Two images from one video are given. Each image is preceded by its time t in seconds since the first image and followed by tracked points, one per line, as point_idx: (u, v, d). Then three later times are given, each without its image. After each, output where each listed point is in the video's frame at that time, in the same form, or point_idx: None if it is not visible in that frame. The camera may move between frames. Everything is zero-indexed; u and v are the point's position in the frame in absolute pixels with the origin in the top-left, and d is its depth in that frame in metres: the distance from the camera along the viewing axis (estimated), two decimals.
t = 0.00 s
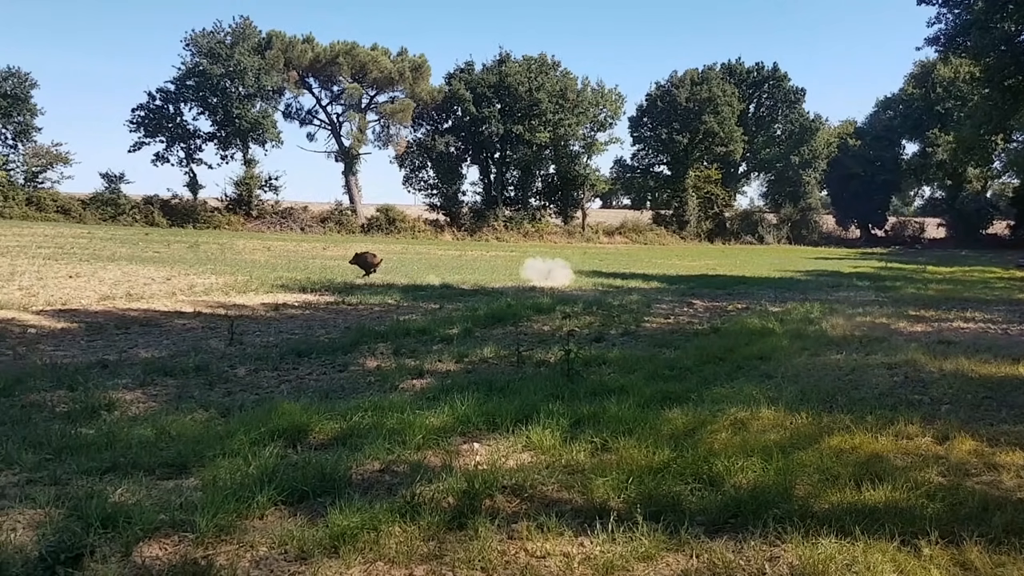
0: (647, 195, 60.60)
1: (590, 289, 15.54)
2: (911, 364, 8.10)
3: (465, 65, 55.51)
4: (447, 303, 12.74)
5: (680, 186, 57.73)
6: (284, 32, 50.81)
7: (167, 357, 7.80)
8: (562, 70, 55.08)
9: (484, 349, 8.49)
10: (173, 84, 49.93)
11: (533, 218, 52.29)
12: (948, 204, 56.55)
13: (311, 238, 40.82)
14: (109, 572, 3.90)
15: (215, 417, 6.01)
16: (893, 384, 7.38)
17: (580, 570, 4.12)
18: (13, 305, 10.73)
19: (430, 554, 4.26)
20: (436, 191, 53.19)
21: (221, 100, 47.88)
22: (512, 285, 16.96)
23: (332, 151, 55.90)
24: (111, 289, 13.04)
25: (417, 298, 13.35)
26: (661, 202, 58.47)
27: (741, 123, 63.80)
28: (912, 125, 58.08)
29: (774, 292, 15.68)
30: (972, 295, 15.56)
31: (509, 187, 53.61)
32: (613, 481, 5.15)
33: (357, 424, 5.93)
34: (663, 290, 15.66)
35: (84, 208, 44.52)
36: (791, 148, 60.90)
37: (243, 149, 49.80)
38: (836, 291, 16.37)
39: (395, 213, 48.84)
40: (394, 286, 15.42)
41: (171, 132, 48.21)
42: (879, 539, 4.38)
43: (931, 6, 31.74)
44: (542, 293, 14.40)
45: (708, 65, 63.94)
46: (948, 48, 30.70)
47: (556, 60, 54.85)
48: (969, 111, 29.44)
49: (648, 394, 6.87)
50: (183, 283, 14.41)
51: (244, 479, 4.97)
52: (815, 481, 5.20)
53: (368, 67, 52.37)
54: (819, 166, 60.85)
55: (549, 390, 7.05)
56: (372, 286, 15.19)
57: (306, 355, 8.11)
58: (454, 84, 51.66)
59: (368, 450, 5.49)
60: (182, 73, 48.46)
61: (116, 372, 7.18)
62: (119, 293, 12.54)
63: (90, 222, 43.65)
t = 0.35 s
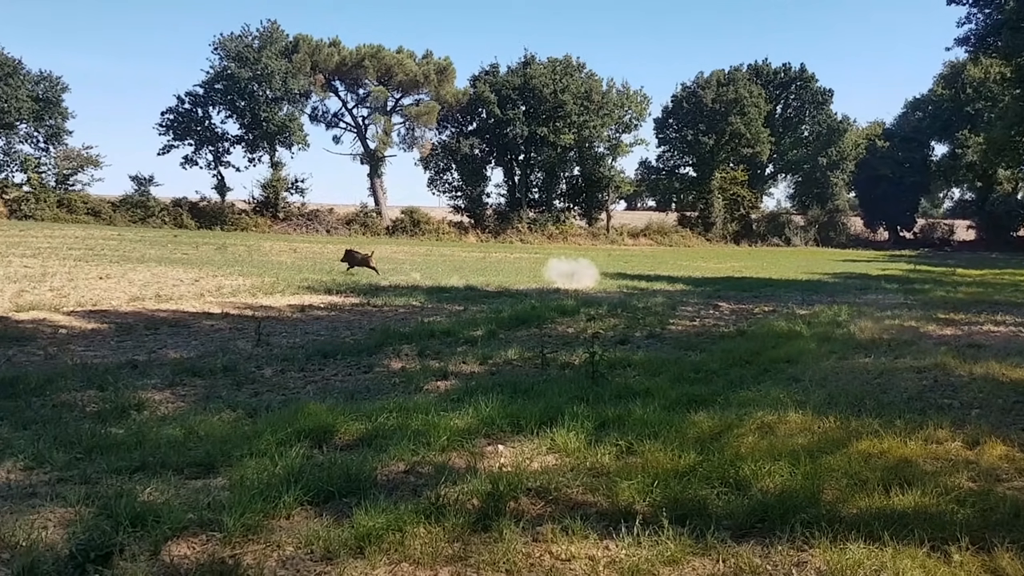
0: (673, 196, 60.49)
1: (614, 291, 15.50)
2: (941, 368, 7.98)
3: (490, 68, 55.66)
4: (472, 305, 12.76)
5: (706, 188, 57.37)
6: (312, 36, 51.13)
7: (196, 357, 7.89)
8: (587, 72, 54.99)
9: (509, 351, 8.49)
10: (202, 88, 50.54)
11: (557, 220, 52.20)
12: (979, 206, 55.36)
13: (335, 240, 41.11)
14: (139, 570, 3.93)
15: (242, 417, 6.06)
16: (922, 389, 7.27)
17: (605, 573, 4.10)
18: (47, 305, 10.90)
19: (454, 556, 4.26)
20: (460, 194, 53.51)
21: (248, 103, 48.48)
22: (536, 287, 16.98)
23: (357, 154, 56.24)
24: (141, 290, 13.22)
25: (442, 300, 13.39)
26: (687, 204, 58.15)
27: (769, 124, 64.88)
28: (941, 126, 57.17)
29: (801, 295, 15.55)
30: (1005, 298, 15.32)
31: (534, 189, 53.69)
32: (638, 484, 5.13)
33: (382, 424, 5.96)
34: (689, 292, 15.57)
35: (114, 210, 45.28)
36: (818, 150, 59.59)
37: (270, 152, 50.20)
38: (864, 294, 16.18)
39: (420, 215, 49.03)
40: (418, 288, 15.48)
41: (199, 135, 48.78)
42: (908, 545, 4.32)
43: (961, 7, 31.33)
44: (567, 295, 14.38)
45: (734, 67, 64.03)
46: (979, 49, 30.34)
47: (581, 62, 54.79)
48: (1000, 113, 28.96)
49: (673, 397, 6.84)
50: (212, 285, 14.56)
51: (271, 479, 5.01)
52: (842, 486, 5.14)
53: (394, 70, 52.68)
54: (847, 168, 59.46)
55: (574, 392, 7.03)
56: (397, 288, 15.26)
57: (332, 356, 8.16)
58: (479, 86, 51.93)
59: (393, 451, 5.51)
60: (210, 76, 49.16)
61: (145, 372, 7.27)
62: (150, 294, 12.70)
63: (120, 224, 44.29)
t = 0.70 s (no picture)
0: (697, 200, 60.09)
1: (638, 295, 15.44)
2: (969, 373, 7.86)
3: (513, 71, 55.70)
4: (495, 308, 12.76)
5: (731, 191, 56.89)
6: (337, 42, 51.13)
7: (223, 359, 7.97)
8: (610, 75, 54.81)
9: (532, 354, 8.49)
10: (229, 93, 51.08)
11: (581, 223, 52.07)
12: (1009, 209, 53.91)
13: (358, 243, 41.32)
14: (168, 571, 3.97)
15: (269, 419, 6.12)
16: (951, 394, 7.16)
17: None
18: (77, 308, 11.07)
19: (479, 559, 4.26)
20: (484, 197, 53.77)
21: (274, 108, 49.29)
22: (559, 290, 16.97)
23: (381, 158, 56.44)
24: (169, 293, 13.37)
25: (465, 303, 13.42)
26: (712, 207, 57.74)
27: (794, 127, 65.10)
28: (969, 128, 56.02)
29: (827, 298, 15.40)
30: None
31: (557, 192, 53.72)
32: (663, 489, 5.09)
33: (406, 427, 5.98)
34: (714, 296, 15.47)
35: (143, 214, 45.89)
36: (846, 152, 59.99)
37: (296, 157, 50.88)
38: (892, 297, 15.97)
39: (443, 218, 49.08)
40: (442, 291, 15.52)
41: (227, 140, 49.31)
42: (937, 552, 4.26)
43: (990, 7, 30.86)
44: (589, 298, 14.33)
45: (759, 70, 63.75)
46: (1008, 50, 29.90)
47: (605, 65, 54.62)
48: None
49: (699, 401, 6.79)
50: (238, 288, 14.71)
51: (297, 481, 5.04)
52: (870, 492, 5.07)
53: (417, 74, 52.50)
54: (875, 169, 59.36)
55: (598, 395, 7.01)
56: (420, 291, 15.31)
57: (357, 358, 8.21)
58: (502, 90, 52.04)
59: (418, 454, 5.52)
60: (237, 81, 49.81)
61: (174, 374, 7.37)
62: (177, 297, 12.86)
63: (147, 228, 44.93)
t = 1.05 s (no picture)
0: (724, 202, 59.40)
1: (663, 297, 15.36)
2: (1002, 377, 7.70)
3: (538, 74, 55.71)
4: (520, 311, 12.76)
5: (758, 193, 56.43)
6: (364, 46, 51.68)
7: (251, 361, 8.07)
8: (636, 77, 54.62)
9: (557, 356, 8.49)
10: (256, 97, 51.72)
11: (606, 226, 52.05)
12: None
13: (383, 246, 41.61)
14: (197, 571, 4.01)
15: (296, 420, 6.18)
16: (983, 398, 7.02)
17: None
18: (108, 311, 11.26)
19: (504, 562, 4.24)
20: (508, 200, 53.68)
21: (302, 112, 49.57)
22: (585, 293, 16.94)
23: (406, 161, 56.68)
24: (198, 296, 13.58)
25: (490, 306, 13.43)
26: (739, 210, 57.38)
27: (822, 128, 64.61)
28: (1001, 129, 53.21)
29: (856, 302, 15.22)
30: None
31: (583, 195, 53.77)
32: (690, 494, 5.05)
33: (432, 429, 6.00)
34: (741, 299, 15.34)
35: (172, 218, 46.85)
36: (875, 153, 62.14)
37: (322, 161, 51.19)
38: (923, 300, 15.73)
39: (468, 221, 49.27)
40: (467, 294, 15.57)
41: (255, 144, 49.92)
42: (970, 558, 4.18)
43: None
44: (614, 301, 14.29)
45: (786, 71, 63.24)
46: None
47: (631, 67, 54.46)
48: None
49: (726, 404, 6.73)
50: (266, 291, 14.88)
51: (324, 482, 5.08)
52: (900, 497, 4.99)
53: (443, 78, 53.17)
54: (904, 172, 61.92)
55: (623, 399, 6.97)
56: (446, 294, 15.38)
57: (384, 360, 8.26)
58: (528, 92, 52.14)
59: (443, 456, 5.53)
60: (265, 85, 50.23)
61: (203, 376, 7.47)
62: (207, 299, 13.04)
63: (177, 231, 45.67)
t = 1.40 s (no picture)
0: (750, 203, 58.40)
1: (688, 300, 15.27)
2: None
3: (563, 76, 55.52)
4: (544, 312, 12.76)
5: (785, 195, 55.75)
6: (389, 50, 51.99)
7: (278, 363, 8.15)
8: (661, 78, 54.35)
9: (582, 359, 8.46)
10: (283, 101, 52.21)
11: (630, 227, 51.81)
12: None
13: (408, 248, 41.72)
14: (226, 570, 4.05)
15: (322, 421, 6.22)
16: (1017, 402, 6.88)
17: None
18: (138, 312, 11.45)
19: (530, 565, 4.23)
20: (533, 202, 53.81)
21: (328, 115, 50.06)
22: (609, 294, 16.90)
23: (430, 164, 56.92)
24: (226, 298, 13.75)
25: (513, 308, 13.44)
26: (765, 211, 56.75)
27: (849, 129, 62.47)
28: None
29: (885, 304, 15.02)
30: None
31: (607, 197, 53.51)
32: (716, 497, 5.01)
33: (456, 431, 6.01)
34: (767, 301, 15.20)
35: (201, 220, 47.32)
36: (903, 155, 61.05)
37: (348, 164, 51.48)
38: (953, 303, 15.47)
39: (492, 223, 49.32)
40: (491, 296, 15.60)
41: (281, 148, 50.43)
42: (1003, 565, 4.09)
43: None
44: (638, 303, 14.23)
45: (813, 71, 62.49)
46: None
47: (656, 68, 54.22)
48: None
49: (752, 408, 6.67)
50: (292, 292, 15.02)
51: (349, 483, 5.11)
52: (930, 502, 4.90)
53: (467, 80, 53.15)
54: (932, 173, 60.99)
55: (648, 401, 6.94)
56: (469, 296, 15.41)
57: (408, 362, 8.30)
58: (552, 94, 52.10)
59: (467, 459, 5.54)
60: (291, 89, 50.80)
61: (231, 377, 7.55)
62: (234, 301, 13.20)
63: (205, 233, 46.24)
